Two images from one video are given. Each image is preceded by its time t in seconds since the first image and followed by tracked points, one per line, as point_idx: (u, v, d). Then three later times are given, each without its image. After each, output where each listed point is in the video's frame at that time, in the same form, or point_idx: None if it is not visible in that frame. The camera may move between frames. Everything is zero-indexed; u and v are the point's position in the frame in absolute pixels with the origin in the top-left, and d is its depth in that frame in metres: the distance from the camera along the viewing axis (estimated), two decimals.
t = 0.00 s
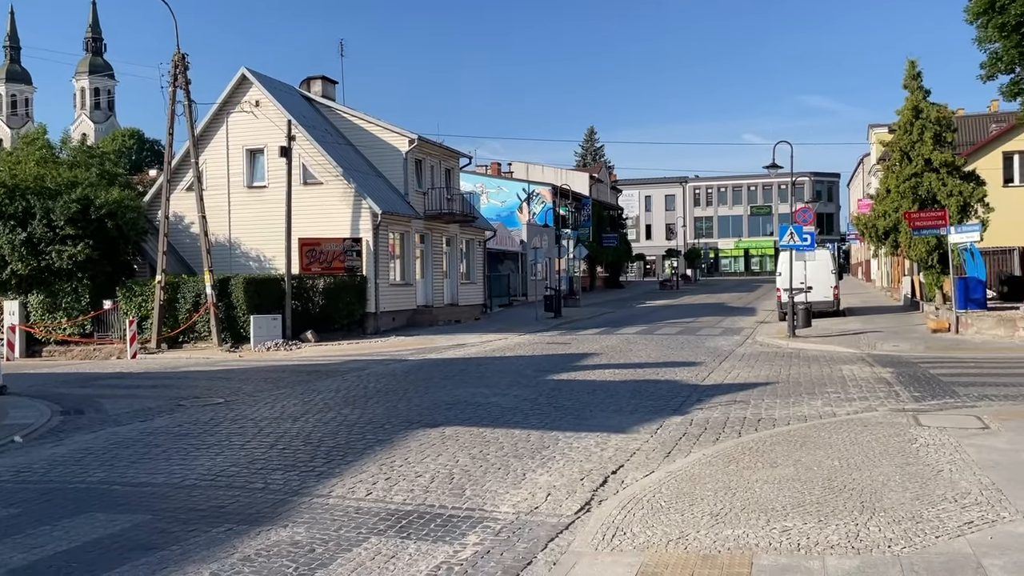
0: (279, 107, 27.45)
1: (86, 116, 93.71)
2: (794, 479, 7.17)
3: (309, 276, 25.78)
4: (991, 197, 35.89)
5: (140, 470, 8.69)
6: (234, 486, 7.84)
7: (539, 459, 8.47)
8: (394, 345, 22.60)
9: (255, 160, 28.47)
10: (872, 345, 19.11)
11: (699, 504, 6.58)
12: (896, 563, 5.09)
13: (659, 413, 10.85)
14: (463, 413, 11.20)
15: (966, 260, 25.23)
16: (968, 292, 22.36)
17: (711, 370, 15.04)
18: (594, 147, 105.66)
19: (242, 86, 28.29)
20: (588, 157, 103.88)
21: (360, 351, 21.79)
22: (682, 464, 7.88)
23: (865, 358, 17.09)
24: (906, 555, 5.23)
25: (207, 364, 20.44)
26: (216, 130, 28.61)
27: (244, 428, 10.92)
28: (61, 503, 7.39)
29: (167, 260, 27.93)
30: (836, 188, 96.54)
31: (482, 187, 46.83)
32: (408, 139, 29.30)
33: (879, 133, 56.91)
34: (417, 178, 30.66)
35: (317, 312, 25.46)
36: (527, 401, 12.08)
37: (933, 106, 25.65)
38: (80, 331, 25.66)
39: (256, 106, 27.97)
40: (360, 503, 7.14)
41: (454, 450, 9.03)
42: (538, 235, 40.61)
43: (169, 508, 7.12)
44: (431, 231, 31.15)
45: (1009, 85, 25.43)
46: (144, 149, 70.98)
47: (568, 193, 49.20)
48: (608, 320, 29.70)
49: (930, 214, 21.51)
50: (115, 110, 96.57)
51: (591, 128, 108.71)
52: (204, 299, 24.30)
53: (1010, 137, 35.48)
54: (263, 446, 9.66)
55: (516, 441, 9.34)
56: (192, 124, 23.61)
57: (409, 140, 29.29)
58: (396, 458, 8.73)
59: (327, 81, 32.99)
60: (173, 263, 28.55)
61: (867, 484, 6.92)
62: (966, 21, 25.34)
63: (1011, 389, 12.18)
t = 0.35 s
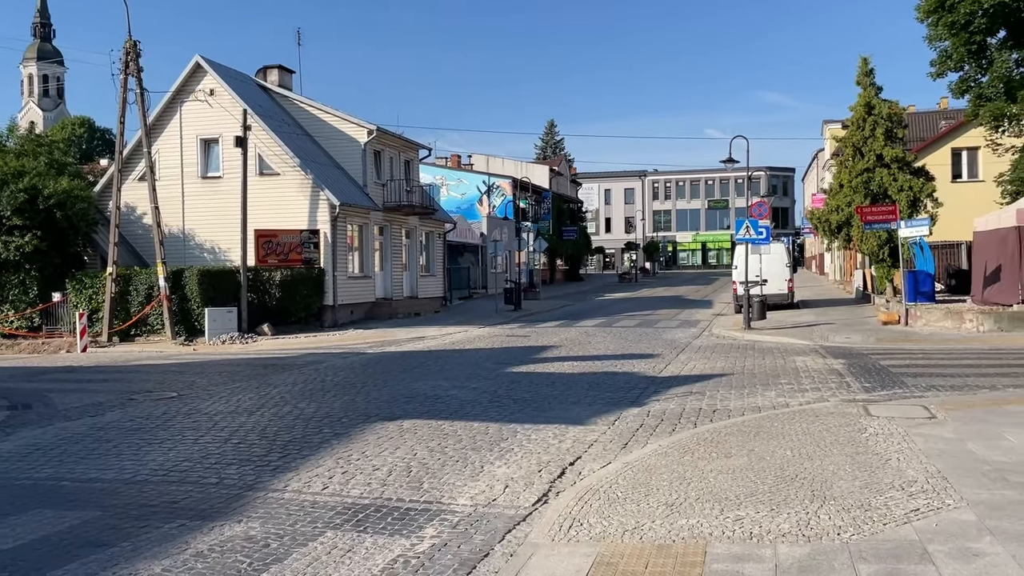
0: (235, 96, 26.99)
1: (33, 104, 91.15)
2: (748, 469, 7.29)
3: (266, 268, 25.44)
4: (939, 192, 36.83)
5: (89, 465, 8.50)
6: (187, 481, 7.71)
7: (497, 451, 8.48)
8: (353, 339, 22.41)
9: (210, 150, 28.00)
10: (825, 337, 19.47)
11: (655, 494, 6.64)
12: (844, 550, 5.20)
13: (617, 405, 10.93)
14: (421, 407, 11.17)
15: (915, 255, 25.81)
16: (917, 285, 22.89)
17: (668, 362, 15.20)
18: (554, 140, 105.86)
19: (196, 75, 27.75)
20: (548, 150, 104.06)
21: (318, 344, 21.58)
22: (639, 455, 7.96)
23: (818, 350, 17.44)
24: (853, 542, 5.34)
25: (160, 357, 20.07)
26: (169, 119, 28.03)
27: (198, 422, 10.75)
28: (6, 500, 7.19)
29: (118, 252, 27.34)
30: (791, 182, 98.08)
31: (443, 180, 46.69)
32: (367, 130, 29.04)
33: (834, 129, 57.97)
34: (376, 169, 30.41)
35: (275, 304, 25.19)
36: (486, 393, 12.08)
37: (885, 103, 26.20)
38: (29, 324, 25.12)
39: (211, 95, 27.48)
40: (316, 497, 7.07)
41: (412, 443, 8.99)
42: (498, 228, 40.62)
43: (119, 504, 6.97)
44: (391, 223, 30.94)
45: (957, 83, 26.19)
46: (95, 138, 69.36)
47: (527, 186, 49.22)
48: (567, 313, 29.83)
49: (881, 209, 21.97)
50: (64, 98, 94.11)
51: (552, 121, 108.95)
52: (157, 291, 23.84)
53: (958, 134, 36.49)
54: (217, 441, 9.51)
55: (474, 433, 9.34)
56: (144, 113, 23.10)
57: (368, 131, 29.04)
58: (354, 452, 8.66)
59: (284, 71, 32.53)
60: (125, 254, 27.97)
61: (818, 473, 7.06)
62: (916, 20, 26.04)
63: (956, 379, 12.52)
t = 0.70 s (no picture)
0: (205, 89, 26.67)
1: None
2: (719, 462, 7.36)
3: (236, 263, 25.22)
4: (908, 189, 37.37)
5: (56, 463, 8.37)
6: (157, 478, 7.62)
7: (471, 447, 8.47)
8: (326, 334, 22.26)
9: (180, 144, 27.66)
10: (796, 331, 19.68)
11: (627, 488, 6.68)
12: (813, 543, 5.27)
13: (589, 399, 10.98)
14: (395, 402, 11.13)
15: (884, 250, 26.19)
16: (886, 280, 23.16)
17: (641, 357, 15.30)
18: (528, 135, 105.84)
19: (165, 67, 27.38)
20: (522, 145, 104.04)
21: (290, 340, 21.43)
22: (612, 449, 7.99)
23: (789, 344, 17.64)
24: (823, 534, 5.41)
25: (129, 353, 19.79)
26: (138, 112, 27.62)
27: (168, 419, 10.62)
28: None
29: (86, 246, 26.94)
30: (762, 178, 98.97)
31: (416, 174, 46.52)
32: (339, 124, 28.83)
33: (804, 126, 58.58)
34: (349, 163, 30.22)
35: (246, 300, 24.94)
36: (459, 388, 12.07)
37: (855, 100, 26.48)
38: None
39: (180, 87, 27.12)
40: (288, 493, 7.03)
41: (386, 439, 8.96)
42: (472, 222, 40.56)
43: (87, 502, 6.88)
44: (364, 218, 30.76)
45: (925, 81, 26.54)
46: (62, 131, 68.22)
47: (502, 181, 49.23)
48: (540, 308, 29.90)
49: (851, 205, 22.21)
50: (29, 90, 92.40)
51: (526, 116, 108.98)
52: (126, 286, 23.51)
53: (926, 130, 37.02)
54: (187, 437, 9.41)
55: (448, 429, 9.32)
56: (112, 106, 22.73)
57: (341, 125, 28.83)
58: (327, 448, 8.61)
59: (255, 64, 32.19)
60: (93, 249, 27.54)
61: (787, 466, 7.14)
62: (886, 18, 26.32)
63: (922, 373, 12.74)
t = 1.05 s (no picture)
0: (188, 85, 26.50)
1: None
2: (702, 459, 7.41)
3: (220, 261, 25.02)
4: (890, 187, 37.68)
5: (38, 463, 8.31)
6: (141, 478, 7.59)
7: (456, 445, 8.48)
8: (311, 332, 22.18)
9: (163, 141, 27.48)
10: (779, 329, 19.79)
11: (612, 485, 6.71)
12: (796, 539, 5.32)
13: (574, 397, 11.01)
14: (380, 400, 11.11)
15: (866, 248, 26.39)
16: (869, 278, 23.30)
17: (626, 354, 15.35)
18: (513, 133, 105.81)
19: (147, 64, 27.17)
20: (508, 143, 104.05)
21: (274, 338, 21.33)
22: (597, 446, 8.03)
23: (772, 341, 17.76)
24: (806, 531, 5.46)
25: (112, 351, 19.64)
26: (120, 109, 27.41)
27: (152, 418, 10.56)
28: None
29: (68, 243, 26.72)
30: (746, 176, 99.46)
31: (401, 172, 46.44)
32: (324, 121, 28.72)
33: (787, 125, 58.92)
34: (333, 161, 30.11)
35: (229, 298, 24.76)
36: (445, 387, 12.07)
37: (838, 99, 26.63)
38: None
39: (163, 84, 26.94)
40: (273, 492, 7.01)
41: (371, 437, 8.95)
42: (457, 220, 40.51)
43: (71, 502, 6.84)
44: (348, 215, 30.66)
45: (907, 80, 26.77)
46: (43, 128, 67.60)
47: (487, 178, 49.21)
48: (525, 306, 29.93)
49: (833, 204, 22.34)
50: (9, 86, 91.70)
51: (511, 115, 108.98)
52: (108, 284, 23.34)
53: (908, 129, 37.32)
54: (171, 437, 9.36)
55: (433, 427, 9.33)
56: (94, 102, 22.54)
57: (326, 122, 28.73)
58: (312, 447, 8.59)
59: (239, 61, 31.99)
60: (74, 246, 27.31)
61: (771, 463, 7.20)
62: (868, 17, 26.51)
63: (904, 370, 12.86)
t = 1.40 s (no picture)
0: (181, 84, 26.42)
1: None
2: (696, 458, 7.42)
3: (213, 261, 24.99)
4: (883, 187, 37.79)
5: (30, 463, 8.27)
6: (134, 478, 7.56)
7: (450, 445, 8.48)
8: (305, 332, 22.14)
9: (155, 140, 27.39)
10: (772, 328, 19.84)
11: (606, 485, 6.71)
12: (789, 538, 5.33)
13: (568, 396, 11.02)
14: (374, 400, 11.09)
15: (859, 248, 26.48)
16: (862, 277, 23.41)
17: (620, 354, 15.35)
18: (507, 132, 105.84)
19: (140, 63, 27.07)
20: (502, 142, 104.05)
21: (268, 338, 21.30)
22: (591, 446, 8.05)
23: (765, 341, 17.80)
24: (799, 530, 5.47)
25: (105, 351, 19.58)
26: (113, 108, 27.32)
27: (145, 418, 10.52)
28: None
29: (60, 243, 26.61)
30: (740, 176, 99.63)
31: (395, 171, 46.40)
32: (318, 120, 28.67)
33: (781, 125, 59.04)
34: (327, 160, 30.05)
35: (222, 298, 24.70)
36: (439, 386, 12.06)
37: (831, 99, 26.69)
38: None
39: (156, 83, 26.86)
40: (267, 493, 6.99)
41: (365, 437, 8.93)
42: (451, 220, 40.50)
43: (63, 503, 6.81)
44: (342, 215, 30.61)
45: (900, 80, 26.85)
46: (35, 127, 67.34)
47: (481, 178, 49.22)
48: (519, 305, 29.93)
49: (827, 203, 22.40)
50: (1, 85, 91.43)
51: (506, 114, 108.99)
52: (101, 284, 23.25)
53: (901, 129, 37.45)
54: (164, 437, 9.33)
55: (427, 427, 9.31)
56: (86, 101, 22.46)
57: (319, 122, 28.67)
58: (306, 447, 8.58)
59: (232, 60, 31.90)
60: (67, 246, 27.20)
61: (765, 462, 7.22)
62: (862, 18, 26.58)
63: (897, 369, 12.89)
